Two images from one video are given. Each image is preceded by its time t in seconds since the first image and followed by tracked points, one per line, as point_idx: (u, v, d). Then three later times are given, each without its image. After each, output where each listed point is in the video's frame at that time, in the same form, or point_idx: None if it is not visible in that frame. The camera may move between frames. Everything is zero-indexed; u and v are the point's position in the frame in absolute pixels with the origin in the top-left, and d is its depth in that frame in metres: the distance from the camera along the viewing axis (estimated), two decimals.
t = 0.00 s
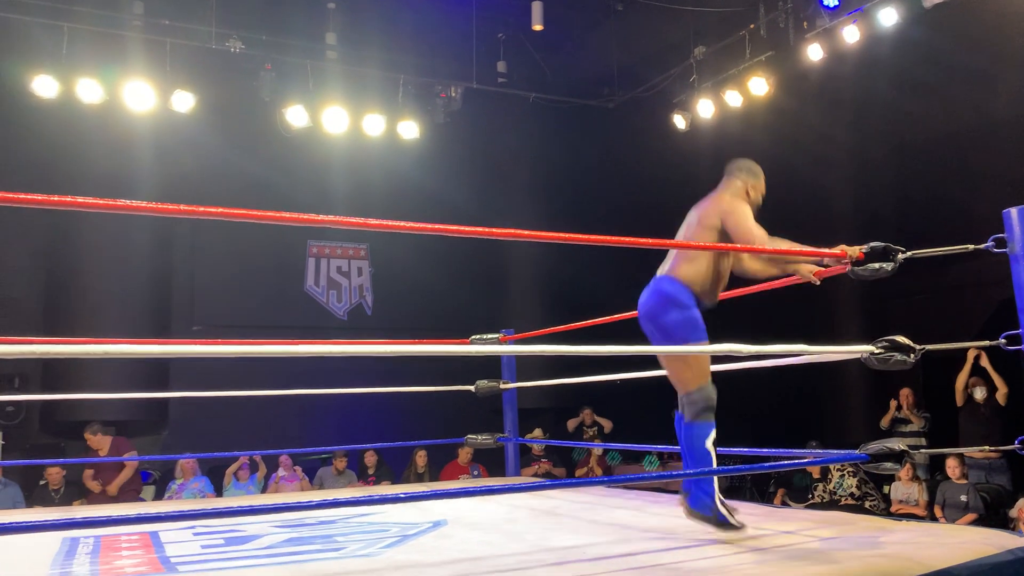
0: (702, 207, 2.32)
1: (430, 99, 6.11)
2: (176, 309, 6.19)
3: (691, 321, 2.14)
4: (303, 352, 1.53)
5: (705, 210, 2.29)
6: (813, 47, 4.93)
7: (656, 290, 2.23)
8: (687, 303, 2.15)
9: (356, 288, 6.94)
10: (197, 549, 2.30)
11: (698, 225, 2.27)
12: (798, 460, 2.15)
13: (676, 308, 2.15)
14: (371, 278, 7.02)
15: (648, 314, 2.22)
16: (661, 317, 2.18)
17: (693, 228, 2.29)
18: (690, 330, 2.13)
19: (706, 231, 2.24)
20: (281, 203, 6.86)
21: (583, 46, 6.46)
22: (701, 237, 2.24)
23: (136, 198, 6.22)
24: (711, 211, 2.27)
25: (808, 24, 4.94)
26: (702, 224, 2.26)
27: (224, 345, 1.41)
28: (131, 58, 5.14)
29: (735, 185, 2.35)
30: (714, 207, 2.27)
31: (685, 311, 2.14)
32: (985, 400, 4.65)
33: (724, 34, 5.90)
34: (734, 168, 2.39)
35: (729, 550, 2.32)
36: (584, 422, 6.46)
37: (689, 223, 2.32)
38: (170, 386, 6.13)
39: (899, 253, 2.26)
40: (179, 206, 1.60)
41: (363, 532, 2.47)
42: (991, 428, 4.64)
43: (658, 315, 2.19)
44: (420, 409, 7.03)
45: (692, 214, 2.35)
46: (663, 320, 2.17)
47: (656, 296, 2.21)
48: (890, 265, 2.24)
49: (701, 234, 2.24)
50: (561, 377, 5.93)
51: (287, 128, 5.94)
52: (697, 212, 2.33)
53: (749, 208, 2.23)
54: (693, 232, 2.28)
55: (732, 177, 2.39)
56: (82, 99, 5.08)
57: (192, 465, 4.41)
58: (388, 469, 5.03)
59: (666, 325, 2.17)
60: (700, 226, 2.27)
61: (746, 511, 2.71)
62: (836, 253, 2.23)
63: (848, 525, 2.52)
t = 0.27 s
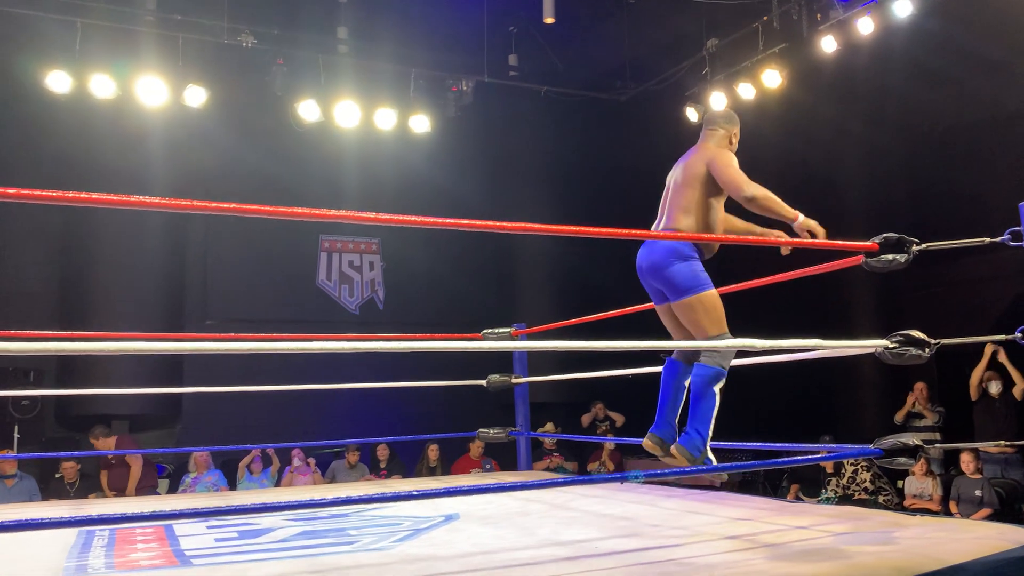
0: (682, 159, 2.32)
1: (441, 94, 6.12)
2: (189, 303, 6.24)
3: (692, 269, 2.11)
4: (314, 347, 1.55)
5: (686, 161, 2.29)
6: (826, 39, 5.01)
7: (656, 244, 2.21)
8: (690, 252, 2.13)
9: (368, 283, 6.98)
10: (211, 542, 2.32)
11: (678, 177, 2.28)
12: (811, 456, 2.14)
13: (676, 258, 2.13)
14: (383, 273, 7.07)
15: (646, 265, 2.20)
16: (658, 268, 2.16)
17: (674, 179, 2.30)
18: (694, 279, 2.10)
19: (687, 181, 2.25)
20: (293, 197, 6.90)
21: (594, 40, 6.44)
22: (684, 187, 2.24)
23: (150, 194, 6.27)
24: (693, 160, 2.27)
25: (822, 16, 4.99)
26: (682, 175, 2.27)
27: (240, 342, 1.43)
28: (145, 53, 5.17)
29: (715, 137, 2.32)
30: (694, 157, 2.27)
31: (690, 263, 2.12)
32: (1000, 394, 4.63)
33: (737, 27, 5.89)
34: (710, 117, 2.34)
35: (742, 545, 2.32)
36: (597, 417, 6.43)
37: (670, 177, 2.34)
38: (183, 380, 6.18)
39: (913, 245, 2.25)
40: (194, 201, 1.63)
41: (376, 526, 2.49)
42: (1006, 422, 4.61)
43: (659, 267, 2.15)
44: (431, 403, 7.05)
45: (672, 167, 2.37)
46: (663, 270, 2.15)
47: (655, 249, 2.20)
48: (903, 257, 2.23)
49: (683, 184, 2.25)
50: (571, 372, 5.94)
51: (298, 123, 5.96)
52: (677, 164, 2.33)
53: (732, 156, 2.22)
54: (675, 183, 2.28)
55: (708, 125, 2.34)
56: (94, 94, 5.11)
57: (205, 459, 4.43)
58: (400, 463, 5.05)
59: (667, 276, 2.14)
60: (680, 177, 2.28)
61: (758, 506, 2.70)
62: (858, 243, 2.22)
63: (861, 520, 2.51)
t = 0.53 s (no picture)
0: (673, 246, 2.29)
1: (447, 89, 6.10)
2: (197, 300, 6.25)
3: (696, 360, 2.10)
4: (321, 340, 1.54)
5: (676, 249, 2.26)
6: (833, 32, 4.96)
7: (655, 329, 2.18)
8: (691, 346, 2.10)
9: (375, 278, 6.99)
10: (219, 538, 2.33)
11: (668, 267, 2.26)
12: (820, 451, 2.12)
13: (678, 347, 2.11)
14: (389, 268, 7.07)
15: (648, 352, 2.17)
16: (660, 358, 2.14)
17: (666, 266, 2.27)
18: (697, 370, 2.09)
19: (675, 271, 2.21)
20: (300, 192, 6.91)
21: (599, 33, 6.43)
22: (673, 278, 2.20)
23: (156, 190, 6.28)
24: (682, 246, 2.23)
25: (828, 10, 4.95)
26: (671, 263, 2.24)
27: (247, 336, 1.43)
28: (152, 50, 5.17)
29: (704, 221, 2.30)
30: (683, 245, 2.23)
31: (693, 354, 2.11)
32: (1009, 387, 4.59)
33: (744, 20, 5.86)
34: (698, 201, 2.32)
35: (749, 541, 2.32)
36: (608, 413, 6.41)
37: (662, 263, 2.32)
38: (191, 376, 6.20)
39: (921, 239, 2.24)
40: (201, 195, 1.63)
41: (383, 522, 2.49)
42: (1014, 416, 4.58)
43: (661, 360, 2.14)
44: (437, 399, 7.07)
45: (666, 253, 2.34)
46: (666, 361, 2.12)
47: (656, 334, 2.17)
48: (911, 251, 2.23)
49: (672, 273, 2.22)
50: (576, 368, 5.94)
51: (304, 118, 5.95)
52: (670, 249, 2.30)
53: (720, 242, 2.17)
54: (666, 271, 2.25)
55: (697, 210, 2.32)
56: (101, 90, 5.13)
57: (213, 454, 4.45)
58: (407, 459, 5.06)
59: (670, 368, 2.12)
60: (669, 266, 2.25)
61: (766, 501, 2.70)
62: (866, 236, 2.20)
63: (869, 515, 2.51)
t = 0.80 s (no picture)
0: (649, 180, 2.30)
1: (450, 85, 6.10)
2: (202, 297, 6.27)
3: (678, 292, 2.10)
4: (324, 338, 1.54)
5: (654, 184, 2.27)
6: (838, 26, 4.94)
7: (637, 263, 2.19)
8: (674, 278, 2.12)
9: (379, 275, 7.03)
10: (226, 533, 2.34)
11: (646, 201, 2.26)
12: (825, 444, 2.12)
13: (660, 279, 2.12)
14: (394, 265, 7.12)
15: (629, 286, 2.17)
16: (641, 291, 2.14)
17: (642, 201, 2.28)
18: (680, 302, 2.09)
19: (656, 206, 2.22)
20: (303, 189, 6.91)
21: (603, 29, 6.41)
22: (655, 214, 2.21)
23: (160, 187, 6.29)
24: (663, 180, 2.25)
25: (832, 3, 4.92)
26: (651, 198, 2.25)
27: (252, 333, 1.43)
28: (154, 46, 5.17)
29: (680, 160, 2.31)
30: (663, 179, 2.25)
31: (676, 287, 2.12)
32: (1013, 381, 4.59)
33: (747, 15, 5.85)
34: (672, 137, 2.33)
35: (754, 534, 2.32)
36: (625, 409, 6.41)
37: (637, 196, 2.32)
38: (197, 373, 6.22)
39: (925, 233, 2.24)
40: (204, 193, 1.63)
41: (389, 516, 2.50)
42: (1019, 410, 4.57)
43: (644, 288, 2.13)
44: (441, 396, 7.09)
45: (639, 187, 2.34)
46: (646, 294, 2.13)
47: (638, 268, 2.17)
48: (915, 244, 2.22)
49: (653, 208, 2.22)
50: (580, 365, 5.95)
51: (308, 115, 5.95)
52: (644, 185, 2.31)
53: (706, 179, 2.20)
54: (644, 207, 2.26)
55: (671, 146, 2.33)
56: (105, 88, 5.13)
57: (219, 450, 4.46)
58: (412, 454, 5.07)
59: (650, 301, 2.12)
60: (648, 201, 2.26)
61: (771, 495, 2.69)
62: (870, 231, 2.20)
63: (874, 509, 2.50)
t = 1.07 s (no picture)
0: (625, 180, 2.30)
1: (454, 84, 6.11)
2: (209, 296, 6.30)
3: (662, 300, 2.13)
4: (330, 335, 1.54)
5: (631, 184, 2.27)
6: (842, 21, 4.92)
7: (623, 266, 2.18)
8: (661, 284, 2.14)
9: (384, 274, 7.06)
10: (232, 532, 2.35)
11: (624, 201, 2.26)
12: (831, 441, 2.12)
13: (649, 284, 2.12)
14: (399, 263, 7.14)
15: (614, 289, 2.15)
16: (627, 296, 2.14)
17: (620, 202, 2.27)
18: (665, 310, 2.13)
19: (637, 205, 2.22)
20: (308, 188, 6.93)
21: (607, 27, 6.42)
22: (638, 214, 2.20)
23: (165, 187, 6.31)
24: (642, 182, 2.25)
25: None
26: (630, 197, 2.24)
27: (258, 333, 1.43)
28: (160, 47, 5.19)
29: (653, 161, 2.32)
30: (641, 179, 2.26)
31: (662, 294, 2.14)
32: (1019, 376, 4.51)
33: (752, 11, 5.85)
34: (645, 140, 2.32)
35: (761, 531, 2.33)
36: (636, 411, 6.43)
37: (613, 197, 2.30)
38: (203, 373, 6.25)
39: (932, 229, 2.23)
40: (209, 192, 1.64)
41: (395, 514, 2.51)
42: None
43: (633, 292, 2.12)
44: (446, 394, 7.11)
45: (613, 187, 2.33)
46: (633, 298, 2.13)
47: (626, 272, 2.16)
48: (922, 241, 2.22)
49: (635, 207, 2.22)
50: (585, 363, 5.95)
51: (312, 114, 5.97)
52: (619, 186, 2.31)
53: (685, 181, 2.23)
54: (623, 207, 2.25)
55: (642, 148, 2.33)
56: (110, 88, 5.14)
57: (225, 450, 4.47)
58: (418, 453, 5.09)
59: (638, 305, 2.12)
60: (627, 201, 2.25)
61: (778, 492, 2.70)
62: (877, 226, 2.20)
63: (881, 506, 2.50)
